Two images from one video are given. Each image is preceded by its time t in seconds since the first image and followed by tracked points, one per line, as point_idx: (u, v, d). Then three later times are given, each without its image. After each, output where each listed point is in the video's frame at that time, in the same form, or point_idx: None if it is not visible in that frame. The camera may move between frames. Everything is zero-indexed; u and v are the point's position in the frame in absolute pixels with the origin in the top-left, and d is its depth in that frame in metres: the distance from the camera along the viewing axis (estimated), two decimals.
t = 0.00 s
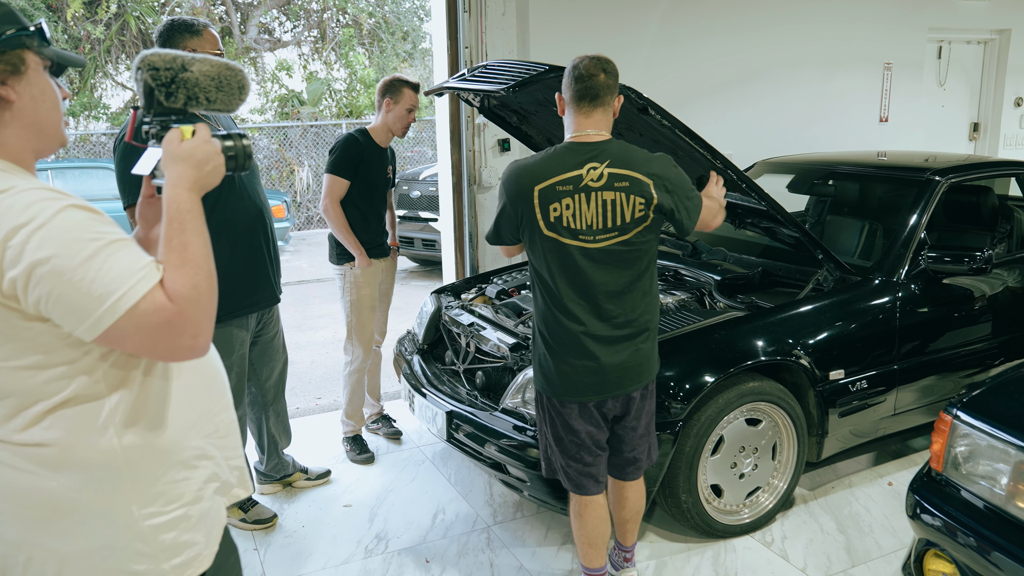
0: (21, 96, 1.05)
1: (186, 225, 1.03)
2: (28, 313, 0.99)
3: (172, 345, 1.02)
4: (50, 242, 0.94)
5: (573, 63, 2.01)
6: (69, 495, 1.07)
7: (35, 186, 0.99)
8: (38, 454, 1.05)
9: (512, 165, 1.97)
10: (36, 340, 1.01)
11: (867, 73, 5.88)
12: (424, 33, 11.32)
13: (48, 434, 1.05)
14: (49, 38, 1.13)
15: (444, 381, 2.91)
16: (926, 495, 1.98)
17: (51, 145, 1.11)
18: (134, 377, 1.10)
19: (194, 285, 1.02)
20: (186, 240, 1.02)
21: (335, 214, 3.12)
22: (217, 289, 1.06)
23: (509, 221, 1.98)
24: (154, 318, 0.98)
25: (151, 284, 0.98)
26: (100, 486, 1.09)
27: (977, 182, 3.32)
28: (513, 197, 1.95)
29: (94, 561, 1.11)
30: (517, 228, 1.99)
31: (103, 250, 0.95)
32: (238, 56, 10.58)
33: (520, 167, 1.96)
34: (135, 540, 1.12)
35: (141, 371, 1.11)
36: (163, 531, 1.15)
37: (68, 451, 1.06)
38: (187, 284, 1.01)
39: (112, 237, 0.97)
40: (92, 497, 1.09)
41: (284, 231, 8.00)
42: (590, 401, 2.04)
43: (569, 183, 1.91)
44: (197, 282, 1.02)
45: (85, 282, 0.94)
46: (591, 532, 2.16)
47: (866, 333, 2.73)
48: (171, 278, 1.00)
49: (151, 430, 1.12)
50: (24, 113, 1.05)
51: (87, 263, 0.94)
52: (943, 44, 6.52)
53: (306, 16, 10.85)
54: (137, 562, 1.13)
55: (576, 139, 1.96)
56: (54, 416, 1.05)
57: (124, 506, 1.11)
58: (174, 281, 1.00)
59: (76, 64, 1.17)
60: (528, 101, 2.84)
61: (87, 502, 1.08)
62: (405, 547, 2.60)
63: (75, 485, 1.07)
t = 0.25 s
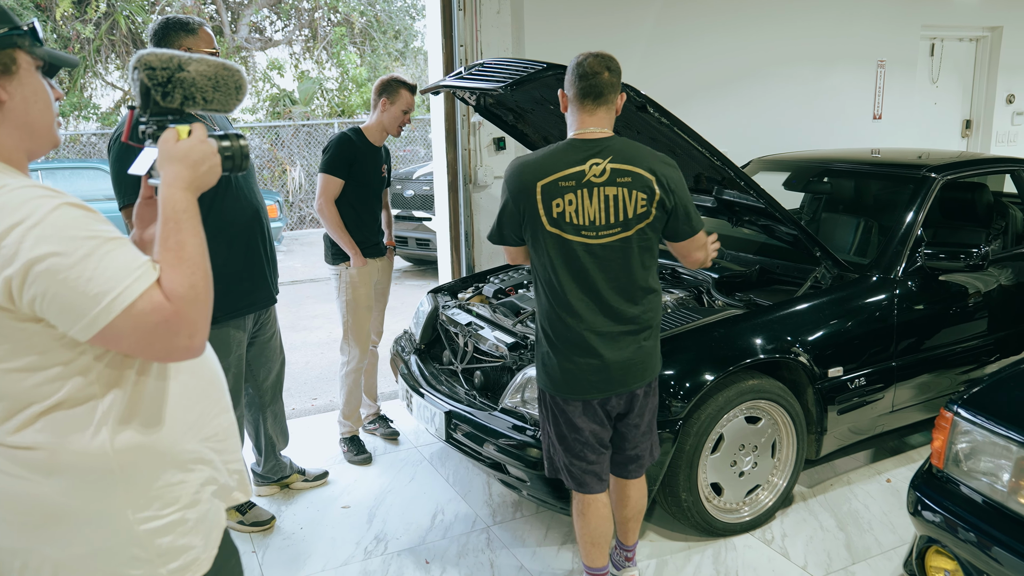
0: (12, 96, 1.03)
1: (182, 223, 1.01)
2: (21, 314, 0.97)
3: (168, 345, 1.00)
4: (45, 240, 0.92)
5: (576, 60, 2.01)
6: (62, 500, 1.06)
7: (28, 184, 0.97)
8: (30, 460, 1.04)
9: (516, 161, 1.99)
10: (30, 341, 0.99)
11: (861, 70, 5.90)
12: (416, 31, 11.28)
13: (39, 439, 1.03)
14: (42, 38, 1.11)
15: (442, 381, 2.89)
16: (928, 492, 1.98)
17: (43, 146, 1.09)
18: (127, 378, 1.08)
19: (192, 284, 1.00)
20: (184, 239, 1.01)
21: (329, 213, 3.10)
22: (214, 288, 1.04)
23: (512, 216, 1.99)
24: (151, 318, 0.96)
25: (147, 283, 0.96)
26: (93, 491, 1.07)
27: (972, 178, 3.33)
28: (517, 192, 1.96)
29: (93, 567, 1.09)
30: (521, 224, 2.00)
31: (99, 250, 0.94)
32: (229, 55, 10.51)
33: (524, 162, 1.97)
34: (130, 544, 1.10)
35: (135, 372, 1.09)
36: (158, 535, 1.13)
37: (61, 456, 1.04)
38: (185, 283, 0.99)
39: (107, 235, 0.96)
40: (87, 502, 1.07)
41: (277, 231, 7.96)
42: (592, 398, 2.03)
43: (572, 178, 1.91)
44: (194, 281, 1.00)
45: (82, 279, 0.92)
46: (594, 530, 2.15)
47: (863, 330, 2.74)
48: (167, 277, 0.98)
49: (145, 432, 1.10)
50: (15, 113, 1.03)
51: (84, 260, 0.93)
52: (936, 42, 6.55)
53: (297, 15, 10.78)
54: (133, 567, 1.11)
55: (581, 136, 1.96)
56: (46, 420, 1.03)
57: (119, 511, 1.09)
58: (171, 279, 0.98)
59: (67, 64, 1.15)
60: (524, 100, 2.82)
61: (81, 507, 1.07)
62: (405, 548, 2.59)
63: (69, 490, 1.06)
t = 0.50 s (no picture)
0: (13, 92, 1.01)
1: (183, 214, 1.01)
2: (23, 306, 0.96)
3: (173, 335, 0.99)
4: (49, 230, 0.91)
5: (586, 56, 2.00)
6: (62, 500, 1.04)
7: (29, 176, 0.96)
8: (27, 459, 1.01)
9: (522, 156, 1.96)
10: (32, 333, 0.98)
11: (857, 68, 5.91)
12: (411, 30, 11.25)
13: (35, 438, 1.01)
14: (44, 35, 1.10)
15: (441, 381, 2.88)
16: (929, 489, 1.98)
17: (44, 142, 1.08)
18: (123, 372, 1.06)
19: (196, 275, 0.99)
20: (184, 230, 1.00)
21: (326, 211, 3.10)
22: (217, 279, 1.03)
23: (517, 212, 1.96)
24: (156, 309, 0.95)
25: (151, 273, 0.95)
26: (92, 490, 1.05)
27: (969, 176, 3.33)
28: (523, 187, 1.93)
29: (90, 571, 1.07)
30: (526, 219, 1.97)
31: (101, 241, 0.92)
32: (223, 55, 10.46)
33: (530, 157, 1.95)
34: (133, 541, 1.09)
35: (134, 366, 1.08)
36: (164, 531, 1.12)
37: (60, 456, 1.02)
38: (189, 274, 0.99)
39: (109, 228, 0.94)
40: (87, 501, 1.05)
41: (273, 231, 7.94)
42: (595, 395, 2.02)
43: (579, 175, 1.90)
44: (198, 271, 0.99)
45: (86, 270, 0.91)
46: (596, 529, 2.13)
47: (862, 328, 2.74)
48: (172, 267, 0.97)
49: (142, 433, 1.08)
50: (16, 109, 1.02)
51: (89, 251, 0.91)
52: (931, 40, 6.56)
53: (291, 13, 10.73)
54: (139, 563, 1.11)
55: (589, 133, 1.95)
56: (43, 418, 1.01)
57: (120, 509, 1.08)
58: (176, 270, 0.97)
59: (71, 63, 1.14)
60: (522, 98, 2.81)
61: (82, 506, 1.05)
62: (404, 548, 2.58)
63: (67, 490, 1.04)
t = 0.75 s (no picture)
0: (33, 88, 1.03)
1: (193, 206, 1.01)
2: (41, 294, 0.95)
3: (189, 324, 0.99)
4: (68, 217, 0.92)
5: (598, 52, 1.99)
6: (59, 503, 1.02)
7: (47, 167, 0.96)
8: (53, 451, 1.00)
9: (531, 156, 1.93)
10: (50, 324, 0.96)
11: (854, 67, 5.91)
12: (407, 29, 11.23)
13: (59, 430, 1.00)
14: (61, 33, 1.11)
15: (439, 380, 2.87)
16: (928, 487, 1.98)
17: (63, 139, 1.09)
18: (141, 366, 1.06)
19: (211, 264, 1.00)
20: (194, 221, 1.01)
21: (322, 211, 3.07)
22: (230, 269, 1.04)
23: (527, 214, 1.93)
24: (174, 297, 0.96)
25: (167, 262, 0.95)
26: (115, 485, 1.04)
27: (967, 173, 3.33)
28: (535, 188, 1.90)
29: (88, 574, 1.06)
30: (535, 221, 1.94)
31: (119, 229, 0.93)
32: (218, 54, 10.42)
33: (540, 158, 1.92)
34: (160, 533, 1.10)
35: (151, 361, 1.07)
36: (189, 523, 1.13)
37: (67, 454, 1.00)
38: (205, 263, 0.99)
39: (124, 217, 0.95)
40: (112, 495, 1.05)
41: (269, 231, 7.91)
42: (604, 394, 2.02)
43: (591, 175, 1.89)
44: (213, 260, 1.00)
45: (103, 256, 0.91)
46: (596, 527, 2.13)
47: (860, 327, 2.73)
48: (188, 257, 0.98)
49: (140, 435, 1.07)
50: (36, 105, 1.04)
51: (106, 238, 0.92)
52: (927, 38, 6.57)
53: (286, 13, 10.66)
54: (164, 556, 1.11)
55: (597, 131, 1.94)
56: (65, 412, 1.00)
57: (146, 502, 1.07)
58: (191, 259, 0.98)
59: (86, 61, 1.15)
60: (520, 96, 2.79)
61: (80, 508, 1.04)
62: (403, 548, 2.57)
63: (88, 484, 1.03)
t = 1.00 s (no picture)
0: (64, 85, 1.03)
1: (215, 201, 1.01)
2: (72, 287, 0.96)
3: (218, 317, 0.99)
4: (99, 211, 0.92)
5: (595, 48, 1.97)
6: (56, 502, 1.02)
7: (77, 161, 0.97)
8: (91, 443, 1.01)
9: (540, 159, 1.89)
10: (81, 317, 0.97)
11: (851, 64, 5.91)
12: (403, 28, 11.19)
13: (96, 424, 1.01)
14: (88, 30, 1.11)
15: (437, 379, 2.86)
16: (928, 485, 1.98)
17: (91, 136, 1.09)
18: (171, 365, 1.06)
19: (239, 258, 1.00)
20: (215, 212, 1.00)
21: (318, 210, 3.06)
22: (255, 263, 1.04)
23: (541, 216, 1.88)
24: (202, 292, 0.96)
25: (195, 257, 0.96)
26: (127, 481, 1.05)
27: (964, 171, 3.33)
28: (549, 189, 1.86)
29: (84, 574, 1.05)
30: (549, 223, 1.90)
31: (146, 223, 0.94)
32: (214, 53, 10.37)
33: (551, 159, 1.88)
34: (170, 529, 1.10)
35: (179, 356, 1.07)
36: (227, 514, 1.17)
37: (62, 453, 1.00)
38: (232, 257, 0.99)
39: (151, 212, 0.96)
40: (145, 487, 1.06)
41: (265, 230, 7.89)
42: (617, 389, 2.02)
43: (604, 172, 1.88)
44: (239, 255, 1.00)
45: (135, 250, 0.92)
46: (599, 526, 2.12)
47: (858, 324, 2.73)
48: (215, 252, 0.98)
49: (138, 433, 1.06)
50: (67, 102, 1.04)
51: (136, 232, 0.93)
52: (924, 36, 6.58)
53: (283, 11, 10.46)
54: (171, 552, 1.11)
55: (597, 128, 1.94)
56: (99, 406, 1.01)
57: (178, 493, 1.09)
58: (219, 254, 0.98)
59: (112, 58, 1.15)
60: (517, 94, 2.78)
61: (76, 507, 1.03)
62: (401, 548, 2.56)
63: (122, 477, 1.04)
